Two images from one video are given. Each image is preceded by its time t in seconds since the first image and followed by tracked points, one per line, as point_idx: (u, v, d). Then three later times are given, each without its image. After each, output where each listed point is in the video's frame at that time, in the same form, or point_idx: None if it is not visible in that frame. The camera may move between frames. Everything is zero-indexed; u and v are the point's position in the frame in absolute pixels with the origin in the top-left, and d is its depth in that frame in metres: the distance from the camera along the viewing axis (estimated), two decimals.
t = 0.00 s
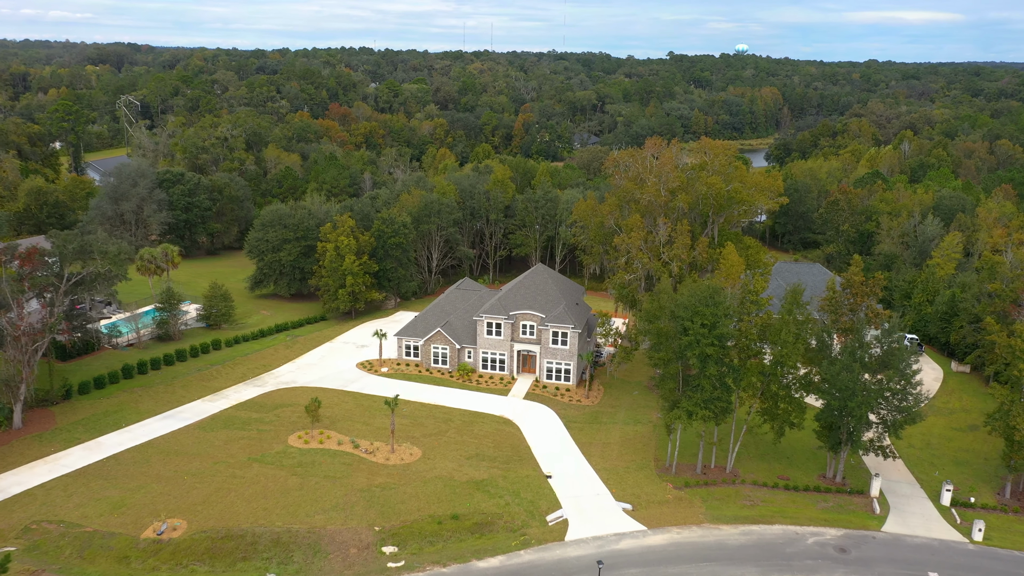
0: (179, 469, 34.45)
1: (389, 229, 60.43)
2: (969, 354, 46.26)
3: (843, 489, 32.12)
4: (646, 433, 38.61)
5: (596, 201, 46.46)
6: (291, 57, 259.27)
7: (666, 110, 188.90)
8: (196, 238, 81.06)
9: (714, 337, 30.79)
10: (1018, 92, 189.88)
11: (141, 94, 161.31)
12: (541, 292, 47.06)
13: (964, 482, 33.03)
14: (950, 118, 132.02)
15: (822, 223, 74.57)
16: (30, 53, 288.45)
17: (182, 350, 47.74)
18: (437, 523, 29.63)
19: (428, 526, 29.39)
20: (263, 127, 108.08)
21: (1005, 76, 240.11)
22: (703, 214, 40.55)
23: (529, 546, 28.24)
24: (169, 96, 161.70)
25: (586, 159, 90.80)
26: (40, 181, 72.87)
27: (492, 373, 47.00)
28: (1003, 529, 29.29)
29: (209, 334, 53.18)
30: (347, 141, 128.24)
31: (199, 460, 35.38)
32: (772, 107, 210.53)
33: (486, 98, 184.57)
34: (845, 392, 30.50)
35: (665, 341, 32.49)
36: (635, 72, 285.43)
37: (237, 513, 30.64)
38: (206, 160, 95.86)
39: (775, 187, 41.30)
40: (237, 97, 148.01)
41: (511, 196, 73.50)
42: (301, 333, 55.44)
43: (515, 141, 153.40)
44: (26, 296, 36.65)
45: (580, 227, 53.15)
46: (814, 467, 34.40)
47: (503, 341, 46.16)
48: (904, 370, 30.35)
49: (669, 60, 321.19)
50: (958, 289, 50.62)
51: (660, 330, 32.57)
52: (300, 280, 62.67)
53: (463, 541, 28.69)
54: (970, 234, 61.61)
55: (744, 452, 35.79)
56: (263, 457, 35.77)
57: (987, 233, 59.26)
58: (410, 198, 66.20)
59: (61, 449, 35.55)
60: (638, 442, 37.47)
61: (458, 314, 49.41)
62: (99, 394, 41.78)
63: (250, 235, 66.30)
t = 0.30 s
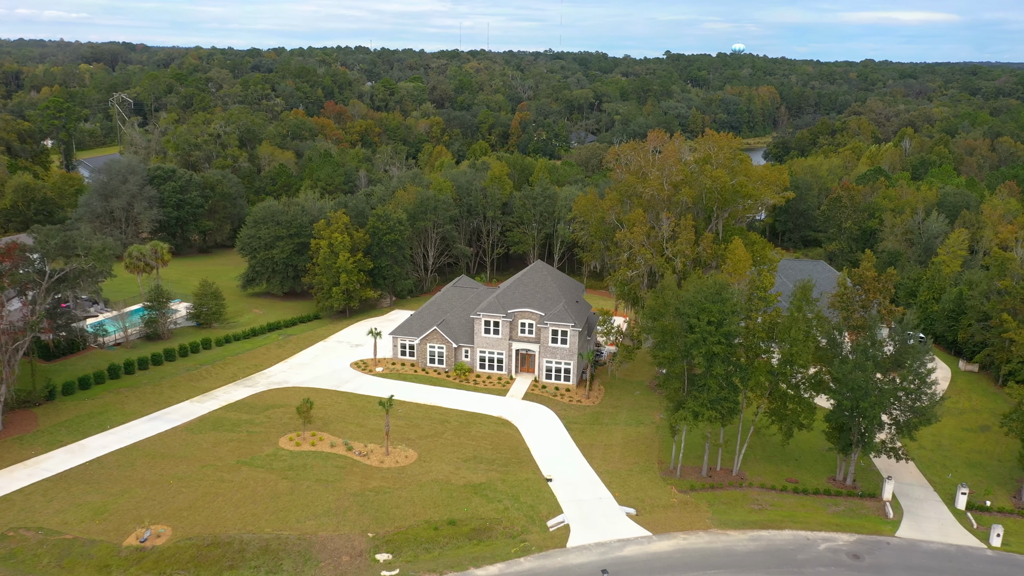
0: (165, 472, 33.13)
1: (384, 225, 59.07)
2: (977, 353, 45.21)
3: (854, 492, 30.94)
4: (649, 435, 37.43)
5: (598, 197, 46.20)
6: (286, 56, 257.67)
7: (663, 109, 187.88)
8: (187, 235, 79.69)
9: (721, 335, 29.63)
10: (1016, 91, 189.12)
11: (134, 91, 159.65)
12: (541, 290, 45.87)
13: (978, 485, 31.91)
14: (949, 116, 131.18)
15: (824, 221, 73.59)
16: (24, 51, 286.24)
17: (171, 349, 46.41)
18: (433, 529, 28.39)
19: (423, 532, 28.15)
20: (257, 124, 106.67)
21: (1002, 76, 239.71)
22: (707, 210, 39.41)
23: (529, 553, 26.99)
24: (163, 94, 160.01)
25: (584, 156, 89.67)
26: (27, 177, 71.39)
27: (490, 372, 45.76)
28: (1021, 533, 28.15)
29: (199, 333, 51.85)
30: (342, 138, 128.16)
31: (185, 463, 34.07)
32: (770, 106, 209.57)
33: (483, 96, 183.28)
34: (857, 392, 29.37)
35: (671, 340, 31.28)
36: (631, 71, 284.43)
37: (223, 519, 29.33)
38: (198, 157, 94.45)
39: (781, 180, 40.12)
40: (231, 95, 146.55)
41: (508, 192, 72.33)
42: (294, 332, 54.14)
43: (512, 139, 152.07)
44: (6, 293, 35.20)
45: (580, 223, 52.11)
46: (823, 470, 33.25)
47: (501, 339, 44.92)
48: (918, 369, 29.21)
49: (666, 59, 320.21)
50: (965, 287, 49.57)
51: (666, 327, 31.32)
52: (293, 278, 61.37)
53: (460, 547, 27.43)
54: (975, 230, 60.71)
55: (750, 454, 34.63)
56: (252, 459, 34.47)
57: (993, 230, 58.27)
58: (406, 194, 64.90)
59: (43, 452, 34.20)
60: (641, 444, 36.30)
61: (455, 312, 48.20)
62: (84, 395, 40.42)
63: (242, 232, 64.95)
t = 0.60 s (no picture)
0: (149, 476, 31.83)
1: (379, 221, 57.72)
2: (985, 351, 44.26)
3: (865, 495, 29.88)
4: (651, 435, 36.32)
5: (597, 191, 45.18)
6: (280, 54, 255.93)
7: (660, 107, 186.90)
8: (178, 233, 78.25)
9: (728, 331, 28.50)
10: (1012, 90, 188.76)
11: (127, 89, 157.88)
12: (538, 287, 44.73)
13: (992, 487, 30.88)
14: (947, 114, 130.45)
15: (824, 218, 72.67)
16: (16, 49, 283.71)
17: (158, 348, 45.09)
18: (429, 535, 27.17)
19: (418, 538, 26.93)
20: (250, 121, 105.22)
21: (997, 75, 239.50)
22: (710, 204, 38.33)
23: (529, 559, 25.80)
24: (155, 91, 158.33)
25: (581, 152, 88.57)
26: (13, 173, 69.86)
27: (487, 372, 44.57)
28: None
29: (188, 331, 50.55)
30: (337, 136, 126.65)
31: (171, 466, 32.78)
32: (766, 104, 208.82)
33: (478, 94, 182.03)
34: (870, 391, 28.31)
35: (675, 337, 30.11)
36: (627, 70, 283.70)
37: (209, 525, 28.06)
38: (190, 153, 93.03)
39: (786, 173, 39.07)
40: (224, 92, 144.98)
41: (505, 189, 71.18)
42: (286, 331, 52.86)
43: (508, 137, 150.82)
44: None
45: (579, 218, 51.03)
46: (832, 471, 32.21)
47: (499, 338, 43.74)
48: (933, 368, 28.13)
49: (662, 58, 319.38)
50: (972, 283, 48.60)
51: (670, 324, 30.11)
52: (285, 276, 60.07)
53: (457, 554, 26.21)
54: (979, 227, 59.81)
55: (756, 456, 33.55)
56: (241, 462, 33.22)
57: (997, 225, 57.29)
58: (401, 190, 63.67)
59: (22, 455, 32.86)
60: (643, 445, 35.20)
61: (451, 310, 47.03)
62: (67, 395, 39.06)
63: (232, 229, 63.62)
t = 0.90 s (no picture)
0: (133, 480, 30.57)
1: (373, 217, 56.49)
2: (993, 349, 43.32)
3: (877, 497, 28.86)
4: (654, 436, 35.23)
5: (597, 185, 44.10)
6: (274, 53, 254.22)
7: (656, 105, 185.94)
8: (169, 230, 76.91)
9: (735, 328, 27.40)
10: (1009, 89, 188.56)
11: (119, 87, 156.10)
12: (537, 283, 43.61)
13: (1007, 489, 29.92)
14: (946, 111, 129.75)
15: (825, 215, 71.74)
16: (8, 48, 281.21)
17: (145, 347, 43.80)
18: (425, 540, 26.00)
19: (413, 544, 25.75)
20: (242, 117, 103.82)
21: (993, 73, 239.23)
22: (714, 197, 37.27)
23: (530, 566, 24.64)
24: (148, 89, 156.66)
25: (578, 149, 87.49)
26: None
27: (484, 371, 43.42)
28: None
29: (177, 330, 49.28)
30: (331, 134, 125.23)
31: (156, 469, 31.52)
32: (763, 103, 208.11)
33: (474, 93, 180.72)
34: (883, 390, 27.28)
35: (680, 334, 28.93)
36: (623, 68, 282.89)
37: (195, 531, 26.83)
38: (181, 150, 91.63)
39: (792, 166, 38.06)
40: (217, 90, 143.45)
41: (501, 185, 70.07)
42: (277, 329, 51.59)
43: (504, 135, 149.56)
44: None
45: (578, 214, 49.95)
46: (841, 472, 31.18)
47: (496, 335, 42.61)
48: (948, 366, 27.08)
49: (658, 57, 318.66)
50: (978, 280, 47.68)
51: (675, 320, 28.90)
52: (277, 273, 58.78)
53: (454, 560, 25.04)
54: (983, 223, 58.90)
55: (762, 457, 32.48)
56: (229, 465, 32.00)
57: (1001, 221, 56.42)
58: (395, 185, 62.50)
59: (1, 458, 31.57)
60: (646, 446, 34.10)
61: (447, 307, 45.87)
62: (50, 396, 37.79)
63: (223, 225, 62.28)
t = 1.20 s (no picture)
0: (117, 483, 29.33)
1: (367, 213, 55.30)
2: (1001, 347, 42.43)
3: (889, 499, 27.86)
4: (657, 436, 34.19)
5: (597, 178, 43.09)
6: (268, 51, 252.39)
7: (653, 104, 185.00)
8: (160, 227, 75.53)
9: (743, 323, 26.31)
10: (1005, 87, 188.41)
11: (110, 85, 154.24)
12: (535, 279, 42.51)
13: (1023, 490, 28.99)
14: (944, 109, 129.10)
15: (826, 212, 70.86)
16: None
17: (132, 346, 42.55)
18: (420, 546, 24.85)
19: (409, 550, 24.60)
20: (235, 114, 102.41)
21: (989, 73, 239.15)
22: (718, 190, 36.21)
23: (530, 573, 23.52)
24: (140, 87, 154.83)
25: (576, 145, 86.45)
26: None
27: (481, 369, 42.30)
28: None
29: (165, 328, 48.01)
30: (326, 131, 123.81)
31: (141, 471, 30.30)
32: (760, 101, 207.43)
33: (470, 91, 179.45)
34: (897, 388, 26.24)
35: (685, 331, 27.86)
36: (619, 67, 281.93)
37: (180, 537, 25.62)
38: (173, 147, 90.18)
39: (798, 158, 37.06)
40: (210, 87, 141.79)
41: (498, 181, 68.96)
42: (269, 328, 50.38)
43: (500, 133, 148.29)
44: None
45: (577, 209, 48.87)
46: (850, 473, 30.19)
47: (494, 333, 41.50)
48: (965, 364, 26.03)
49: (654, 56, 317.93)
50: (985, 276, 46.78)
51: (681, 317, 27.83)
52: (270, 271, 57.54)
53: (451, 567, 23.88)
54: (987, 219, 58.07)
55: (769, 458, 31.46)
56: (217, 467, 30.79)
57: (1005, 217, 55.60)
58: (390, 181, 61.33)
59: None
60: (649, 447, 33.04)
61: (443, 305, 44.73)
62: (33, 396, 36.48)
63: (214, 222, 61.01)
